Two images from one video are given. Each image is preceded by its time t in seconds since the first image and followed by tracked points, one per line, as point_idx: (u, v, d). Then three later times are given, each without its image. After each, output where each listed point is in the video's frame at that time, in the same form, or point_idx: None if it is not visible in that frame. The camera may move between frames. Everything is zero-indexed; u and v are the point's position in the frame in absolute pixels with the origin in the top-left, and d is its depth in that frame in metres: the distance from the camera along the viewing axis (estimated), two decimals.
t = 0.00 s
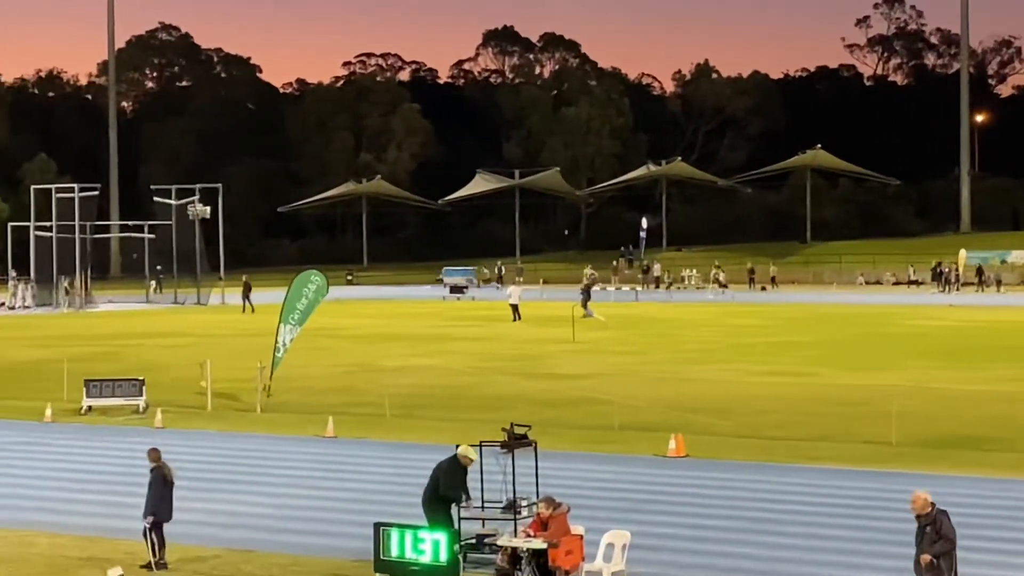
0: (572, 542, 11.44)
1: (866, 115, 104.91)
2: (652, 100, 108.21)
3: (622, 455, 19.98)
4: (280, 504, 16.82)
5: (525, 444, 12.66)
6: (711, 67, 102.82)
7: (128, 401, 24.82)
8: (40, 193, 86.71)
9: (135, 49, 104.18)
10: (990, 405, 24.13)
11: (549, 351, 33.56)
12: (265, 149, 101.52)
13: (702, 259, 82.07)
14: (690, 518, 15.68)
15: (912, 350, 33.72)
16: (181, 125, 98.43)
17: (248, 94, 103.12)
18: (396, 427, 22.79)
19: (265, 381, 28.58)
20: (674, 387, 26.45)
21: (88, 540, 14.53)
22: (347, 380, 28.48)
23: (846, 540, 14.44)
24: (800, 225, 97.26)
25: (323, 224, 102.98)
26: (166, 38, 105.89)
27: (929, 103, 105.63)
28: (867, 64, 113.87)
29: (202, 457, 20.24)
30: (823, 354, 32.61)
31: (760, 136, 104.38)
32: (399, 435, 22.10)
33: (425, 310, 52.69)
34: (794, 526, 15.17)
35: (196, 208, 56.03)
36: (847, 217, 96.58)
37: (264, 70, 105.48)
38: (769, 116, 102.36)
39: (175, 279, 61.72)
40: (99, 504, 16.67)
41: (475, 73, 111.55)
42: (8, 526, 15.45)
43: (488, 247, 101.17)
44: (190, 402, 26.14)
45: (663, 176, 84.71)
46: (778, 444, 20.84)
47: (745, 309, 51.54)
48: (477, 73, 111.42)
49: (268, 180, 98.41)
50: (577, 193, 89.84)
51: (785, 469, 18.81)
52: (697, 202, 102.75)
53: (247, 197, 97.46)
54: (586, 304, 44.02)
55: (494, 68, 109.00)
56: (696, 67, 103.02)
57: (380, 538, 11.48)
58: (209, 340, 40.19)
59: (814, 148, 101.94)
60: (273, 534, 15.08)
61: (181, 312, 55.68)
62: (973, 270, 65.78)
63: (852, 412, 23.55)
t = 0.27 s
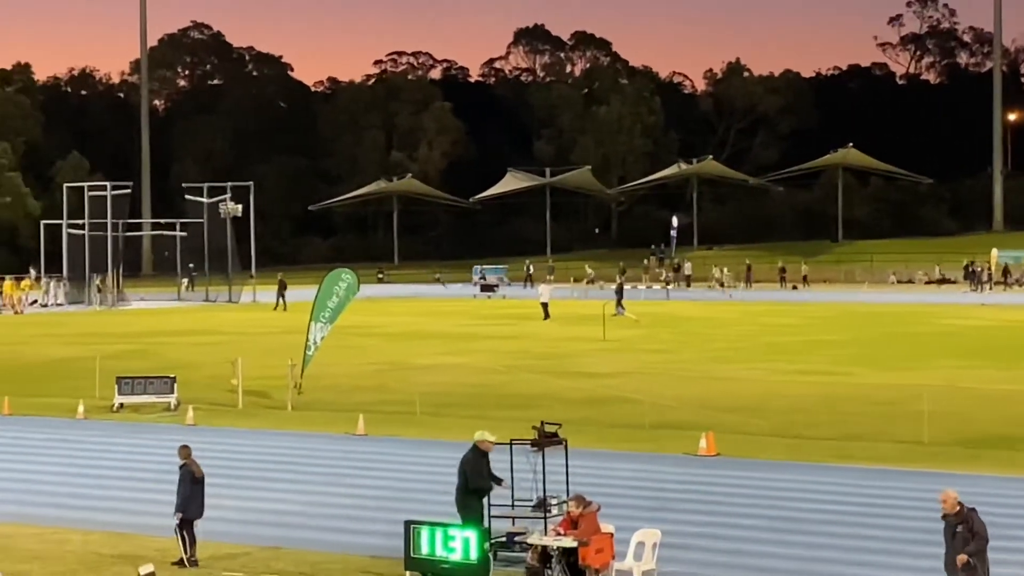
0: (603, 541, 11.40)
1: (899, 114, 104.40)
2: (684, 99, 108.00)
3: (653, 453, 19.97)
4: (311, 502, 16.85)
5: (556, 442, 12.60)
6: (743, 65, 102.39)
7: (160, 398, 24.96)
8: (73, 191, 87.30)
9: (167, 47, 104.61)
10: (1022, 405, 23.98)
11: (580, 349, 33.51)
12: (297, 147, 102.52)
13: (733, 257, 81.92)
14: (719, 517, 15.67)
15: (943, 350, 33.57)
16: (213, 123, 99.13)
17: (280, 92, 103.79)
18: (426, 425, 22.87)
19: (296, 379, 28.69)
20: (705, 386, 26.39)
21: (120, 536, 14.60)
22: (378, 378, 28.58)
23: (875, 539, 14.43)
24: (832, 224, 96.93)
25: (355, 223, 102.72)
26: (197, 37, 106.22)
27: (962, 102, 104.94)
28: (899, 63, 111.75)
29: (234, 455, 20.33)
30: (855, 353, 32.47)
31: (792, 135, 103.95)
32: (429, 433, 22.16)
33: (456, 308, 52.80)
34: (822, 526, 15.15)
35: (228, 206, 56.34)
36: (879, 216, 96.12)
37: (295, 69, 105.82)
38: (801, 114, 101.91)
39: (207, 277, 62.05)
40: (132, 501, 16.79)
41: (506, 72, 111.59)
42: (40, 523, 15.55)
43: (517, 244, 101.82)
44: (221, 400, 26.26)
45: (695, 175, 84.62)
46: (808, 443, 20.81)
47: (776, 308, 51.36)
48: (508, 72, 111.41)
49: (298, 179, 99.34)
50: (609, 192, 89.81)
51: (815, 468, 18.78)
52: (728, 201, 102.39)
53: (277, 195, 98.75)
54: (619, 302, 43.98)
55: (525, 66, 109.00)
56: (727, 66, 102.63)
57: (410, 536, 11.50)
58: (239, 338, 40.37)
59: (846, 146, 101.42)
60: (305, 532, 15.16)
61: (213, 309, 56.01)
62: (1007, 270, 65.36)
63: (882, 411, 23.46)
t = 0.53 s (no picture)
0: (633, 540, 11.42)
1: (931, 112, 103.79)
2: (715, 97, 107.51)
3: (683, 452, 19.92)
4: (341, 500, 16.89)
5: (586, 441, 12.52)
6: (775, 63, 101.83)
7: (191, 396, 25.08)
8: (106, 189, 87.99)
9: (199, 46, 104.56)
10: None
11: (610, 348, 33.46)
12: (328, 145, 103.00)
13: (765, 255, 81.68)
14: (750, 516, 15.63)
15: (976, 349, 33.36)
16: (244, 122, 99.42)
17: (311, 91, 104.38)
18: (456, 423, 22.89)
19: (326, 377, 28.79)
20: (735, 385, 26.31)
21: (151, 534, 14.67)
22: (409, 376, 28.63)
23: (907, 539, 14.37)
24: (863, 223, 96.54)
25: (385, 222, 103.37)
26: (229, 35, 105.65)
27: (996, 100, 104.20)
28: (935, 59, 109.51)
29: (265, 453, 20.40)
30: (887, 352, 32.31)
31: (823, 133, 103.47)
32: (459, 431, 22.18)
33: (487, 307, 52.85)
34: (853, 525, 15.09)
35: (259, 204, 56.54)
36: (912, 215, 95.60)
37: (326, 67, 106.10)
38: (833, 112, 101.35)
39: (238, 275, 62.29)
40: (163, 499, 16.86)
41: (536, 70, 111.41)
42: (72, 520, 15.63)
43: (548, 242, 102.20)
44: (252, 398, 26.35)
45: (726, 174, 84.44)
46: (839, 442, 20.71)
47: (808, 307, 51.13)
48: (540, 70, 111.35)
49: (330, 177, 99.67)
50: (640, 190, 89.68)
51: (846, 467, 18.70)
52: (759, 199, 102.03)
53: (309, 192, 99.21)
54: (651, 301, 43.88)
55: (556, 64, 108.83)
56: (759, 63, 102.05)
57: (440, 534, 11.49)
58: (270, 336, 40.50)
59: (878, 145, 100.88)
60: (336, 530, 15.19)
61: (244, 307, 56.24)
62: None
63: (914, 411, 23.33)
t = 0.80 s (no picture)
0: (662, 538, 11.29)
1: (963, 111, 103.20)
2: (746, 96, 107.05)
3: (712, 452, 19.87)
4: (372, 499, 16.92)
5: (616, 441, 12.48)
6: (806, 62, 101.35)
7: (221, 394, 25.20)
8: (137, 188, 88.42)
9: (229, 44, 103.84)
10: None
11: (641, 347, 33.40)
12: (358, 143, 103.34)
13: (795, 255, 81.43)
14: (780, 516, 15.59)
15: (1009, 349, 33.13)
16: (274, 120, 99.67)
17: (341, 88, 104.44)
18: (486, 422, 22.92)
19: (357, 375, 28.89)
20: (765, 385, 26.23)
21: (180, 531, 14.74)
22: (439, 375, 28.69)
23: (939, 539, 14.30)
24: (894, 222, 96.13)
25: (415, 220, 104.15)
26: (259, 34, 105.51)
27: None
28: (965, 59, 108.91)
29: (295, 451, 20.48)
30: (918, 352, 32.14)
31: (854, 132, 102.97)
32: (489, 430, 22.21)
33: (517, 305, 52.89)
34: (885, 525, 15.02)
35: (289, 203, 56.76)
36: (943, 214, 95.07)
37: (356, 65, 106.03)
38: (865, 112, 100.80)
39: (269, 273, 62.58)
40: (194, 496, 16.95)
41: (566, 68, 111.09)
42: (101, 518, 15.71)
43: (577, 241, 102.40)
44: (282, 396, 26.45)
45: (756, 173, 84.17)
46: (870, 442, 20.62)
47: (839, 306, 50.89)
48: (570, 68, 110.64)
49: (360, 175, 100.47)
50: (670, 189, 89.51)
51: (876, 467, 18.64)
52: (790, 198, 101.63)
53: (339, 190, 99.58)
54: (682, 300, 43.72)
55: (587, 63, 108.46)
56: (789, 62, 101.64)
57: (470, 532, 11.52)
58: (300, 334, 40.63)
59: (909, 144, 100.37)
60: (367, 528, 15.24)
61: (275, 305, 56.49)
62: None
63: (945, 410, 23.21)
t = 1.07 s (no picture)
0: (691, 537, 11.36)
1: (995, 110, 102.54)
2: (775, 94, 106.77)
3: (742, 451, 19.82)
4: (401, 497, 16.95)
5: (645, 439, 12.44)
6: (836, 61, 100.95)
7: (251, 392, 25.33)
8: (167, 186, 88.92)
9: (259, 43, 105.58)
10: None
11: (670, 346, 33.34)
12: (388, 142, 103.55)
13: (825, 254, 81.05)
14: (811, 515, 15.54)
15: None
16: (303, 119, 100.06)
17: (371, 87, 104.77)
18: (515, 421, 22.95)
19: (386, 374, 28.96)
20: (795, 384, 26.14)
21: (209, 529, 14.79)
22: (468, 373, 28.74)
23: (971, 539, 14.23)
24: (925, 222, 95.60)
25: (444, 218, 104.38)
26: (289, 33, 107.11)
27: None
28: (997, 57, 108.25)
29: (324, 449, 20.54)
30: (950, 351, 31.95)
31: (885, 131, 102.51)
32: (518, 429, 22.24)
33: (545, 304, 52.88)
34: (917, 524, 14.95)
35: (319, 201, 57.00)
36: (974, 213, 94.46)
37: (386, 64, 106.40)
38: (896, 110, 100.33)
39: (298, 271, 62.81)
40: (224, 494, 17.01)
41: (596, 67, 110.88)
42: (131, 514, 15.78)
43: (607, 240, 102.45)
44: (312, 394, 26.55)
45: (786, 172, 83.83)
46: (901, 442, 20.52)
47: (869, 305, 50.62)
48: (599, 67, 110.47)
49: (389, 173, 100.53)
50: (700, 188, 89.26)
51: (908, 467, 18.55)
52: (820, 197, 101.27)
53: (369, 188, 99.85)
54: (712, 298, 43.50)
55: (616, 61, 108.34)
56: (820, 61, 101.27)
57: (498, 531, 11.53)
58: (329, 332, 40.77)
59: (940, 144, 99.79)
60: (396, 526, 15.27)
61: (304, 303, 56.68)
62: None
63: (977, 410, 23.07)
